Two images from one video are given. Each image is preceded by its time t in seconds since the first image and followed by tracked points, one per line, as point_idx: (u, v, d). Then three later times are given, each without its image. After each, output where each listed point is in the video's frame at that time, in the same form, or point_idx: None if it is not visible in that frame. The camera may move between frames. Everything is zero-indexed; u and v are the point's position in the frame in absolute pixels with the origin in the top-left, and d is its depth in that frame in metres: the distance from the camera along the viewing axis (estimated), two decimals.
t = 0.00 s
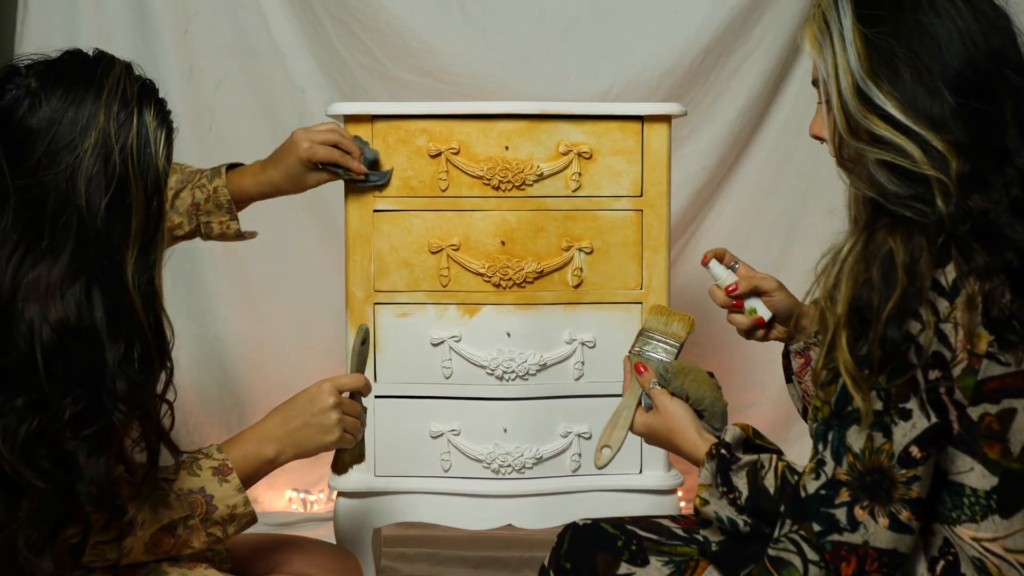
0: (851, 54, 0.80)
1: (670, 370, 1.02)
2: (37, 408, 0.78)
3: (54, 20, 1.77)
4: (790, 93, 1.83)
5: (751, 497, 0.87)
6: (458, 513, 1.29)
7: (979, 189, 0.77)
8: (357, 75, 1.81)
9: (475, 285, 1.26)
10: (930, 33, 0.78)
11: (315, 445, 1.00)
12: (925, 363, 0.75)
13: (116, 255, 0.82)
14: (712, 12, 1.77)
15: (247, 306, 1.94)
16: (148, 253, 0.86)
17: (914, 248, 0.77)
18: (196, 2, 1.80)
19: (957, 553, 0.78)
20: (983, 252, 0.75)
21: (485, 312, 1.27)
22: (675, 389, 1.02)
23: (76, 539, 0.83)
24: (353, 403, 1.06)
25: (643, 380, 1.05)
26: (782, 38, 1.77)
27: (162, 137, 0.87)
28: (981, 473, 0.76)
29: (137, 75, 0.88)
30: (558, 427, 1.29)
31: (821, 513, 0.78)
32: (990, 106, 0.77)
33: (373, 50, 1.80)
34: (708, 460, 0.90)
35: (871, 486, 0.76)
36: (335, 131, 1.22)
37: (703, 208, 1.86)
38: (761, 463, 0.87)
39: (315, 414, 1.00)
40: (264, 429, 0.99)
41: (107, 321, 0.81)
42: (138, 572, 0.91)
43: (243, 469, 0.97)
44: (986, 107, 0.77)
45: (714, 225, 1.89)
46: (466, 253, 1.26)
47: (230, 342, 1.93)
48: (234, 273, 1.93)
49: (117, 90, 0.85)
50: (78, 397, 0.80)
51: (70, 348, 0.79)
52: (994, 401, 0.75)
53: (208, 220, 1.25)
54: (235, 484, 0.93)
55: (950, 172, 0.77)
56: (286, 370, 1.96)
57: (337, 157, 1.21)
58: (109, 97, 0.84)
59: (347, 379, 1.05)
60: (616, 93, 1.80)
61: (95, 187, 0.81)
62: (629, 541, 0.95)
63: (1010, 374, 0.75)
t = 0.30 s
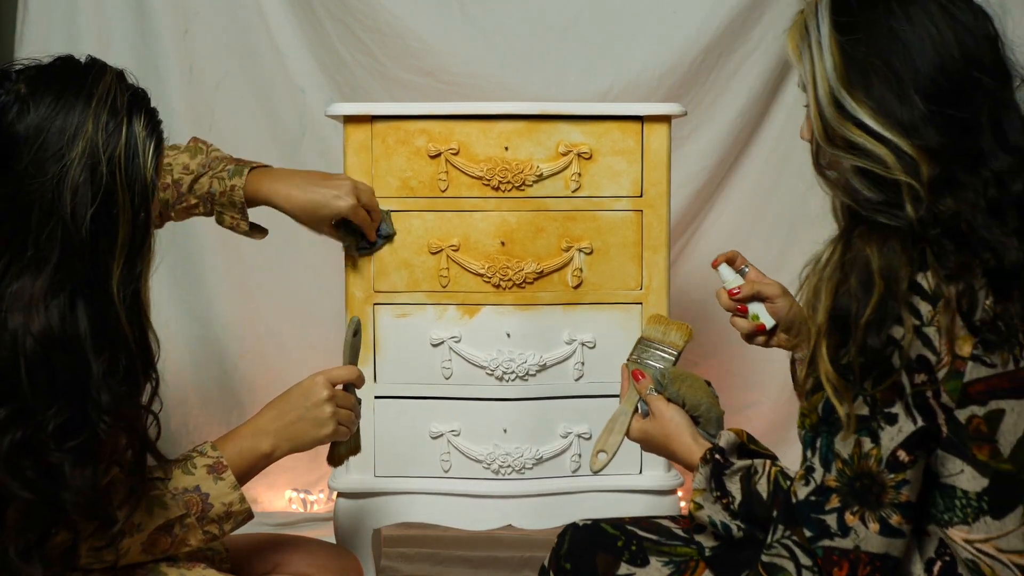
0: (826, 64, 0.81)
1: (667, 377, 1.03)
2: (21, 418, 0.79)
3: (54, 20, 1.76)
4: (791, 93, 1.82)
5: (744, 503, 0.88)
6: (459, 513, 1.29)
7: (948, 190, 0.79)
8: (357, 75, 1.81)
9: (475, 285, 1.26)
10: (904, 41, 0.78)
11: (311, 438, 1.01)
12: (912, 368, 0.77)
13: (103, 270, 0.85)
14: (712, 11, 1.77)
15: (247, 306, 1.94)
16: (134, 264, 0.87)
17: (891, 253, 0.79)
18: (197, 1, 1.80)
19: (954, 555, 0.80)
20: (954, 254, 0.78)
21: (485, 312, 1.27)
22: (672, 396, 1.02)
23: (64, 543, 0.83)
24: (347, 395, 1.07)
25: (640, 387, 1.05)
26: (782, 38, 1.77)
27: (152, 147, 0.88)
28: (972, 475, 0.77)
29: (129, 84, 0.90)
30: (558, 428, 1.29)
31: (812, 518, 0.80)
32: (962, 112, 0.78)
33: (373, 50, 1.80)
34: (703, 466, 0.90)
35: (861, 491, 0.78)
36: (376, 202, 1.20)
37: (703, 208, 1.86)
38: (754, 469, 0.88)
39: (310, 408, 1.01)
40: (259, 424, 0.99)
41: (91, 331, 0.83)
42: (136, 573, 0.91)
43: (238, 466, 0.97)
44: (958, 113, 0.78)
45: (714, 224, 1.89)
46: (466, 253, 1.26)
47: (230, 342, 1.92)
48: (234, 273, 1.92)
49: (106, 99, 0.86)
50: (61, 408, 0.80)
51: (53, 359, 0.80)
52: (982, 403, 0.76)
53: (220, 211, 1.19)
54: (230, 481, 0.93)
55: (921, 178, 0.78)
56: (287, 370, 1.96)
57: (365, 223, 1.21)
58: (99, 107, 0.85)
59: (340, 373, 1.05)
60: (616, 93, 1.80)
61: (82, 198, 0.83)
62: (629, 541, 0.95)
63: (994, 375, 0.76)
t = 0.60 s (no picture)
0: (780, 68, 0.84)
1: (665, 389, 1.02)
2: (18, 427, 0.78)
3: (54, 20, 1.76)
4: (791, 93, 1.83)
5: (736, 514, 0.89)
6: (459, 512, 1.29)
7: (869, 191, 0.79)
8: (357, 75, 1.81)
9: (475, 285, 1.26)
10: (846, 45, 0.79)
11: (311, 439, 1.00)
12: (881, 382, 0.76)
13: (105, 277, 0.84)
14: (712, 11, 1.77)
15: (247, 306, 1.94)
16: (134, 272, 0.87)
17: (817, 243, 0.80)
18: (196, 1, 1.80)
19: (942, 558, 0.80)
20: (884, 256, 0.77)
21: (485, 312, 1.27)
22: (671, 407, 1.01)
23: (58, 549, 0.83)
24: (346, 396, 1.06)
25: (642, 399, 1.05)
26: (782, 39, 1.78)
27: (152, 155, 0.89)
28: (953, 482, 0.77)
29: (131, 90, 0.91)
30: (558, 427, 1.29)
31: (797, 532, 0.80)
32: (899, 116, 0.77)
33: (373, 50, 1.80)
34: (697, 476, 0.91)
35: (841, 505, 0.77)
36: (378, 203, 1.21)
37: (703, 208, 1.86)
38: (747, 480, 0.89)
39: (309, 409, 1.00)
40: (258, 425, 0.99)
41: (92, 339, 0.82)
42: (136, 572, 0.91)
43: (237, 466, 0.97)
44: (893, 116, 0.77)
45: (714, 225, 1.89)
46: (466, 253, 1.26)
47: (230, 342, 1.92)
48: (234, 274, 1.92)
49: (108, 105, 0.87)
50: (59, 419, 0.80)
51: (51, 369, 0.80)
52: (957, 411, 0.75)
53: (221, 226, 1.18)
54: (230, 483, 0.93)
55: (838, 183, 0.80)
56: (286, 370, 1.96)
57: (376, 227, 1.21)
58: (100, 114, 0.86)
59: (341, 374, 1.05)
60: (616, 93, 1.81)
61: (83, 205, 0.83)
62: (626, 542, 0.95)
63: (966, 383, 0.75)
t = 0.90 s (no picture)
0: (769, 69, 0.89)
1: (640, 385, 1.03)
2: (11, 427, 0.79)
3: (55, 20, 1.76)
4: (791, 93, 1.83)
5: (718, 507, 0.89)
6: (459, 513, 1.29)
7: (820, 214, 0.85)
8: (356, 75, 1.81)
9: (475, 285, 1.26)
10: (833, 54, 0.84)
11: (309, 435, 1.00)
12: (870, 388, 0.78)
13: (96, 277, 0.85)
14: (713, 11, 1.77)
15: (247, 307, 1.94)
16: (127, 270, 0.88)
17: (767, 254, 0.87)
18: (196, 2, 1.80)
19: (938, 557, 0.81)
20: (825, 275, 0.82)
21: (485, 311, 1.27)
22: (646, 402, 1.03)
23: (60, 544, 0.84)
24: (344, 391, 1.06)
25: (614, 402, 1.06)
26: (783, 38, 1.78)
27: (144, 154, 0.90)
28: (946, 482, 0.79)
29: (122, 91, 0.91)
30: (558, 427, 1.29)
31: (781, 530, 0.81)
32: (873, 129, 0.82)
33: (373, 50, 1.80)
34: (680, 469, 0.92)
35: (826, 504, 0.79)
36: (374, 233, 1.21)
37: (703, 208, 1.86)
38: (729, 474, 0.89)
39: (307, 404, 1.00)
40: (255, 423, 0.99)
41: (83, 339, 0.83)
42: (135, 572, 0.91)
43: (235, 464, 0.98)
44: (867, 129, 0.82)
45: (715, 226, 1.89)
46: (466, 252, 1.26)
47: (229, 342, 1.92)
48: (234, 274, 1.93)
49: (100, 105, 0.87)
50: (50, 419, 0.80)
51: (43, 369, 0.80)
52: (945, 412, 0.77)
53: (219, 229, 1.19)
54: (229, 480, 0.93)
55: (796, 196, 0.85)
56: (286, 370, 1.96)
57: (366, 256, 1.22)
58: (92, 113, 0.86)
59: (336, 370, 1.05)
60: (616, 93, 1.81)
61: (75, 204, 0.83)
62: (626, 543, 0.95)
63: (952, 383, 0.77)
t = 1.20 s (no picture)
0: (775, 69, 0.89)
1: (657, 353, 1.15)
2: (35, 415, 0.79)
3: (54, 20, 1.77)
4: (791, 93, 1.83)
5: (722, 474, 0.96)
6: (458, 513, 1.29)
7: (829, 213, 0.85)
8: (356, 75, 1.81)
9: (475, 285, 1.26)
10: (842, 53, 0.84)
11: (304, 429, 1.01)
12: (879, 386, 0.79)
13: (100, 253, 0.83)
14: (713, 11, 1.77)
15: (248, 307, 1.94)
16: (127, 247, 0.86)
17: (778, 253, 0.88)
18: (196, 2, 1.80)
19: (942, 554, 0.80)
20: (834, 276, 0.82)
21: (485, 312, 1.27)
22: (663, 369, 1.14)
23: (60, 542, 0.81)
24: (339, 385, 1.07)
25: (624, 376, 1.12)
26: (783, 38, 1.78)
27: (135, 131, 0.86)
28: (950, 479, 0.78)
29: (104, 71, 0.88)
30: (558, 427, 1.29)
31: (779, 511, 0.85)
32: (884, 127, 0.82)
33: (373, 50, 1.79)
34: (701, 425, 0.97)
35: (822, 496, 0.82)
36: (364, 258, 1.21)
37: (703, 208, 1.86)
38: (741, 447, 0.95)
39: (302, 399, 1.01)
40: (250, 419, 0.99)
41: (95, 320, 0.82)
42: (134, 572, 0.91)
43: (231, 460, 0.97)
44: (877, 127, 0.83)
45: (715, 226, 1.88)
46: (466, 253, 1.26)
47: (230, 342, 1.92)
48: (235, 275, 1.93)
49: (84, 86, 0.84)
50: (73, 401, 0.80)
51: (61, 354, 0.80)
52: (952, 409, 0.77)
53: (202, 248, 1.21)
54: (225, 477, 0.93)
55: (806, 197, 0.86)
56: (286, 370, 1.96)
57: (356, 281, 1.22)
58: (78, 95, 0.83)
59: (330, 364, 1.06)
60: (616, 93, 1.81)
61: (74, 187, 0.81)
62: (626, 544, 0.96)
63: (960, 380, 0.77)
